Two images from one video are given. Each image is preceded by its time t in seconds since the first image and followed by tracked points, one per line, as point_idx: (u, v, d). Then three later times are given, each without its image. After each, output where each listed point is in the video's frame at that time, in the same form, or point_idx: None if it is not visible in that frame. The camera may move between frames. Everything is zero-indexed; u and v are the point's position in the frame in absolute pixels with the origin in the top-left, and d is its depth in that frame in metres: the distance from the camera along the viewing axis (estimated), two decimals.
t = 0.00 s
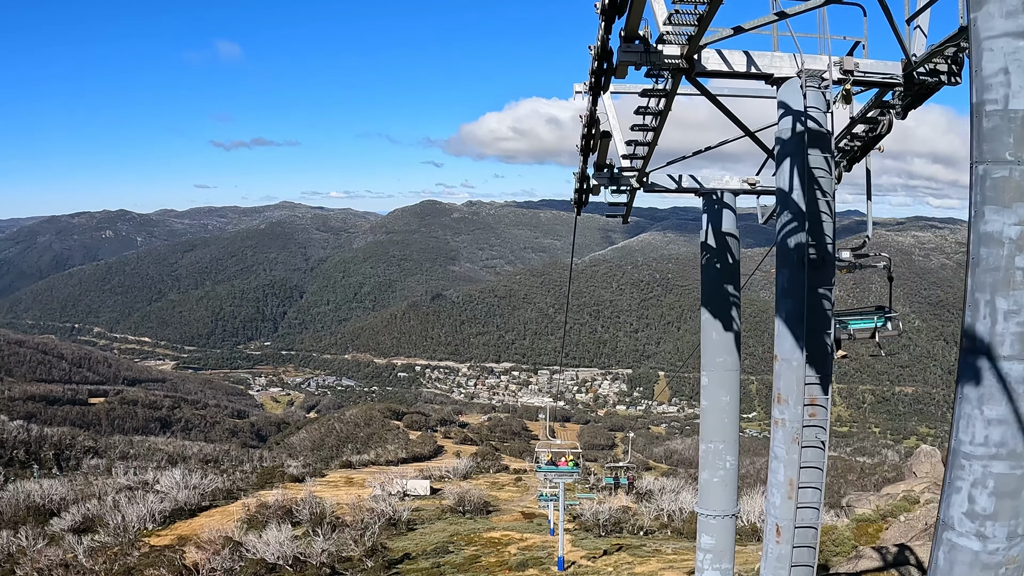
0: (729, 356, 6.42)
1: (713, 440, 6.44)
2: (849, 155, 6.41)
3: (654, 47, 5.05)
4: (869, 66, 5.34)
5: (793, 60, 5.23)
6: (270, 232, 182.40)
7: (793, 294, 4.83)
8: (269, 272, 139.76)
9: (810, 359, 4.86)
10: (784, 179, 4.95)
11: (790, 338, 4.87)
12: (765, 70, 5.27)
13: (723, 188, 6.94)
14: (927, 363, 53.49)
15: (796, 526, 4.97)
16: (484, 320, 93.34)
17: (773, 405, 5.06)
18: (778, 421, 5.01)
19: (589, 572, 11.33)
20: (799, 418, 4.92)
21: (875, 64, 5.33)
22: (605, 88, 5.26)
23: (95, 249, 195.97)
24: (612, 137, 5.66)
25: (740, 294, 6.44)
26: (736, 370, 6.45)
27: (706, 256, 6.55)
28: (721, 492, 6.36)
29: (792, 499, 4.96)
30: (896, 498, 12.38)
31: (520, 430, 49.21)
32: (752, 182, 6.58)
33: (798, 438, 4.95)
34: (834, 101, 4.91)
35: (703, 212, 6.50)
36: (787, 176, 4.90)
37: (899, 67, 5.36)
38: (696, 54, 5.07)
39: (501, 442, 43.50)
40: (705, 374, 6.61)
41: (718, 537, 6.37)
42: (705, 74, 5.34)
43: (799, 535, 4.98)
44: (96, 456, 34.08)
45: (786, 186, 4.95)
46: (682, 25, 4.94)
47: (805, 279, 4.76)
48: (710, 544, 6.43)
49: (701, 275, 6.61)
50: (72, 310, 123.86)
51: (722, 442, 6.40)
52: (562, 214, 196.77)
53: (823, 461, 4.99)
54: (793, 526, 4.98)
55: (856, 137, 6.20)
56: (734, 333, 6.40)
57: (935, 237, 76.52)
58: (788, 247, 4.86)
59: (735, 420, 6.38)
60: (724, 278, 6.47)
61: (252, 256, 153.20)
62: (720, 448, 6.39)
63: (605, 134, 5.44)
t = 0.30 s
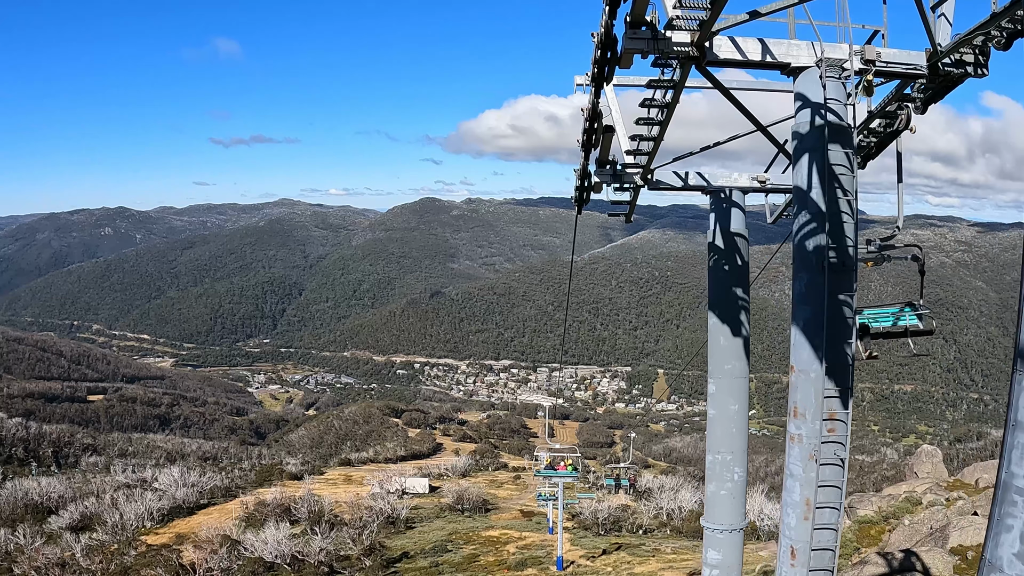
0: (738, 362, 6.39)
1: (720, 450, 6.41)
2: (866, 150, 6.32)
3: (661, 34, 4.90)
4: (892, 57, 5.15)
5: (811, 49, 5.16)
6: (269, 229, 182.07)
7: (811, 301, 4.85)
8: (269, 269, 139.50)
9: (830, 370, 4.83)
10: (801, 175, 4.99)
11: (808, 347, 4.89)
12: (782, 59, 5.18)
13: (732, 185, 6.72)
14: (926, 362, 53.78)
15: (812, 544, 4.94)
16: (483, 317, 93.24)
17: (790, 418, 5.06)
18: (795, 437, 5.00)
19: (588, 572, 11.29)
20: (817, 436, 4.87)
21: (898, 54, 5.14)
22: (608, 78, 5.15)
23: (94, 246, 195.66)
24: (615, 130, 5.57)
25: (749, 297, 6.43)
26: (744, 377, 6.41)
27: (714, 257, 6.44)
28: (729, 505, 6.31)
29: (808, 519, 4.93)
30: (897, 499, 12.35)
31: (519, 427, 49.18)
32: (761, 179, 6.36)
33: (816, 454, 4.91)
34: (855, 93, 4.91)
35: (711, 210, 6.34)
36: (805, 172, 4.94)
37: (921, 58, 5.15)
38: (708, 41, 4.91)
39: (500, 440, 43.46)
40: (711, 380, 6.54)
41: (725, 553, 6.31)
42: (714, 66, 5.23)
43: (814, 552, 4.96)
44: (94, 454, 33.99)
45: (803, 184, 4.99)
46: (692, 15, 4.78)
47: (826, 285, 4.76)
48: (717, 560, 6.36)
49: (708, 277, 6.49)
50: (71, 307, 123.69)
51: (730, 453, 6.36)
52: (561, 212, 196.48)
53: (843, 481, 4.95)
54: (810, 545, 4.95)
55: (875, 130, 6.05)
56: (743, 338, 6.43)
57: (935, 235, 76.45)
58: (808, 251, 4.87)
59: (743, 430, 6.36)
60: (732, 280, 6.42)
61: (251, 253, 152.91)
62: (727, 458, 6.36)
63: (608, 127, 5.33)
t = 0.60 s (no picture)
0: (746, 371, 5.91)
1: (727, 462, 5.94)
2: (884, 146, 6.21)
3: (669, 20, 4.68)
4: (918, 45, 4.67)
5: (827, 37, 4.80)
6: (269, 227, 181.86)
7: (832, 308, 4.29)
8: (268, 267, 139.41)
9: (851, 385, 4.27)
10: (820, 173, 4.39)
11: (828, 361, 4.32)
12: (800, 47, 4.82)
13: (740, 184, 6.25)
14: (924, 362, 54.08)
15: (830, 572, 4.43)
16: (482, 314, 93.26)
17: (807, 436, 4.52)
18: (811, 455, 4.48)
19: (586, 572, 11.22)
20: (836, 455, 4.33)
21: (924, 44, 4.67)
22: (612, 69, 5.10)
23: (93, 243, 195.44)
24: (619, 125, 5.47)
25: (759, 301, 5.93)
26: (754, 386, 5.93)
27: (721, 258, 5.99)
28: (738, 519, 5.89)
29: (825, 543, 4.43)
30: (900, 500, 12.29)
31: (518, 425, 49.22)
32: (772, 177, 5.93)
33: (833, 474, 4.40)
34: (877, 84, 4.38)
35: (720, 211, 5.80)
36: (825, 170, 4.34)
37: (950, 46, 4.74)
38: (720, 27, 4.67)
39: (500, 437, 43.49)
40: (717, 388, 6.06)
41: (731, 568, 5.91)
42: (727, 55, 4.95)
43: None
44: (93, 452, 33.97)
45: (823, 182, 4.39)
46: None
47: (848, 292, 4.22)
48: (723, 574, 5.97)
49: (714, 280, 6.02)
50: (70, 303, 123.63)
51: (738, 465, 5.89)
52: (561, 209, 196.46)
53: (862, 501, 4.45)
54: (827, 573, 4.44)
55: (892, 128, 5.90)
56: (752, 344, 5.91)
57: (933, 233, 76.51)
58: (828, 254, 4.32)
59: (751, 441, 5.90)
60: (741, 284, 5.90)
61: (251, 250, 152.79)
62: (735, 472, 5.88)
63: (611, 121, 5.26)
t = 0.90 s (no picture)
0: (755, 378, 5.62)
1: (734, 475, 5.65)
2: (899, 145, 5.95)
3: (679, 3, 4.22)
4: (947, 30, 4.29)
5: (850, 22, 4.26)
6: (268, 223, 181.61)
7: (855, 316, 3.83)
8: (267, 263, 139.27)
9: (874, 400, 3.81)
10: (841, 168, 3.95)
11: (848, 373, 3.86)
12: (820, 33, 4.29)
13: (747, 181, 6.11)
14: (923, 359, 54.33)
15: None
16: (481, 311, 93.27)
17: (822, 457, 4.05)
18: (829, 477, 3.98)
19: (585, 571, 11.18)
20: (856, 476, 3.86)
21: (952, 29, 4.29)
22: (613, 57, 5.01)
23: (92, 240, 195.08)
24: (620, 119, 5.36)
25: (768, 305, 5.64)
26: (762, 395, 5.64)
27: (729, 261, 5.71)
28: (744, 535, 5.61)
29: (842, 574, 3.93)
30: (901, 500, 12.28)
31: (517, 422, 49.30)
32: (780, 174, 5.84)
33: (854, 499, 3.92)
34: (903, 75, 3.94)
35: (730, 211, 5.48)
36: (846, 165, 3.91)
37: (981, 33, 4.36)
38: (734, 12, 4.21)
39: (498, 434, 43.49)
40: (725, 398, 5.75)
41: None
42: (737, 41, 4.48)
43: None
44: (92, 448, 33.96)
45: (842, 179, 3.96)
46: None
47: (871, 298, 3.78)
48: None
49: (721, 284, 5.74)
50: (69, 300, 123.48)
51: (745, 478, 5.63)
52: (560, 206, 196.54)
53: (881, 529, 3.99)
54: None
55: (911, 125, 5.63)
56: (761, 350, 5.63)
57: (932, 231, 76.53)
58: (850, 257, 3.88)
59: (759, 453, 5.63)
60: (749, 287, 5.59)
61: (250, 246, 152.66)
62: (742, 485, 5.61)
63: (611, 114, 5.16)
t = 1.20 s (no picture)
0: (764, 390, 5.72)
1: (741, 491, 5.84)
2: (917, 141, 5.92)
3: None
4: (971, 18, 4.29)
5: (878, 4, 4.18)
6: (266, 219, 181.24)
7: (881, 327, 3.88)
8: (265, 260, 138.95)
9: (899, 419, 3.87)
10: (867, 165, 3.98)
11: (871, 386, 3.94)
12: (844, 16, 4.22)
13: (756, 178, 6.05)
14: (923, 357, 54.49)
15: None
16: (480, 308, 93.09)
17: (843, 479, 4.10)
18: (848, 500, 4.04)
19: (584, 570, 11.18)
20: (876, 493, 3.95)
21: (978, 15, 4.28)
22: (618, 42, 4.83)
23: (91, 236, 194.73)
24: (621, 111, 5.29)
25: (776, 310, 5.73)
26: (770, 406, 5.77)
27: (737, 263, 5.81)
28: (752, 550, 5.79)
29: None
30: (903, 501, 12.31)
31: (516, 419, 49.19)
32: (792, 171, 5.78)
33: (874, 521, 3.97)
34: (929, 64, 3.93)
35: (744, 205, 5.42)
36: (873, 162, 3.93)
37: (1006, 21, 4.35)
38: None
39: (497, 431, 43.47)
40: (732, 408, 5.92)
41: None
42: (752, 26, 4.50)
43: None
44: (90, 445, 33.86)
45: (867, 178, 3.99)
46: None
47: (896, 308, 3.83)
48: None
49: (730, 289, 5.83)
50: (68, 296, 123.26)
51: (753, 494, 5.79)
52: (559, 204, 196.18)
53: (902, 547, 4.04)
54: None
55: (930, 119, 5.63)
56: (769, 359, 5.77)
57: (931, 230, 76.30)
58: (874, 264, 3.94)
59: (768, 466, 5.79)
60: (757, 293, 5.69)
61: (248, 244, 152.28)
62: (751, 499, 5.77)
63: (611, 107, 5.08)
